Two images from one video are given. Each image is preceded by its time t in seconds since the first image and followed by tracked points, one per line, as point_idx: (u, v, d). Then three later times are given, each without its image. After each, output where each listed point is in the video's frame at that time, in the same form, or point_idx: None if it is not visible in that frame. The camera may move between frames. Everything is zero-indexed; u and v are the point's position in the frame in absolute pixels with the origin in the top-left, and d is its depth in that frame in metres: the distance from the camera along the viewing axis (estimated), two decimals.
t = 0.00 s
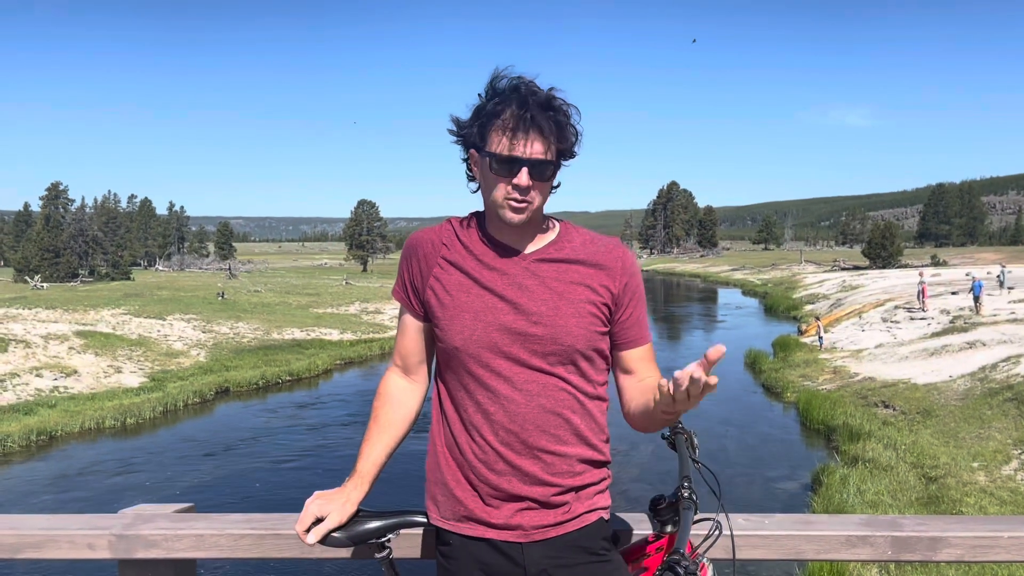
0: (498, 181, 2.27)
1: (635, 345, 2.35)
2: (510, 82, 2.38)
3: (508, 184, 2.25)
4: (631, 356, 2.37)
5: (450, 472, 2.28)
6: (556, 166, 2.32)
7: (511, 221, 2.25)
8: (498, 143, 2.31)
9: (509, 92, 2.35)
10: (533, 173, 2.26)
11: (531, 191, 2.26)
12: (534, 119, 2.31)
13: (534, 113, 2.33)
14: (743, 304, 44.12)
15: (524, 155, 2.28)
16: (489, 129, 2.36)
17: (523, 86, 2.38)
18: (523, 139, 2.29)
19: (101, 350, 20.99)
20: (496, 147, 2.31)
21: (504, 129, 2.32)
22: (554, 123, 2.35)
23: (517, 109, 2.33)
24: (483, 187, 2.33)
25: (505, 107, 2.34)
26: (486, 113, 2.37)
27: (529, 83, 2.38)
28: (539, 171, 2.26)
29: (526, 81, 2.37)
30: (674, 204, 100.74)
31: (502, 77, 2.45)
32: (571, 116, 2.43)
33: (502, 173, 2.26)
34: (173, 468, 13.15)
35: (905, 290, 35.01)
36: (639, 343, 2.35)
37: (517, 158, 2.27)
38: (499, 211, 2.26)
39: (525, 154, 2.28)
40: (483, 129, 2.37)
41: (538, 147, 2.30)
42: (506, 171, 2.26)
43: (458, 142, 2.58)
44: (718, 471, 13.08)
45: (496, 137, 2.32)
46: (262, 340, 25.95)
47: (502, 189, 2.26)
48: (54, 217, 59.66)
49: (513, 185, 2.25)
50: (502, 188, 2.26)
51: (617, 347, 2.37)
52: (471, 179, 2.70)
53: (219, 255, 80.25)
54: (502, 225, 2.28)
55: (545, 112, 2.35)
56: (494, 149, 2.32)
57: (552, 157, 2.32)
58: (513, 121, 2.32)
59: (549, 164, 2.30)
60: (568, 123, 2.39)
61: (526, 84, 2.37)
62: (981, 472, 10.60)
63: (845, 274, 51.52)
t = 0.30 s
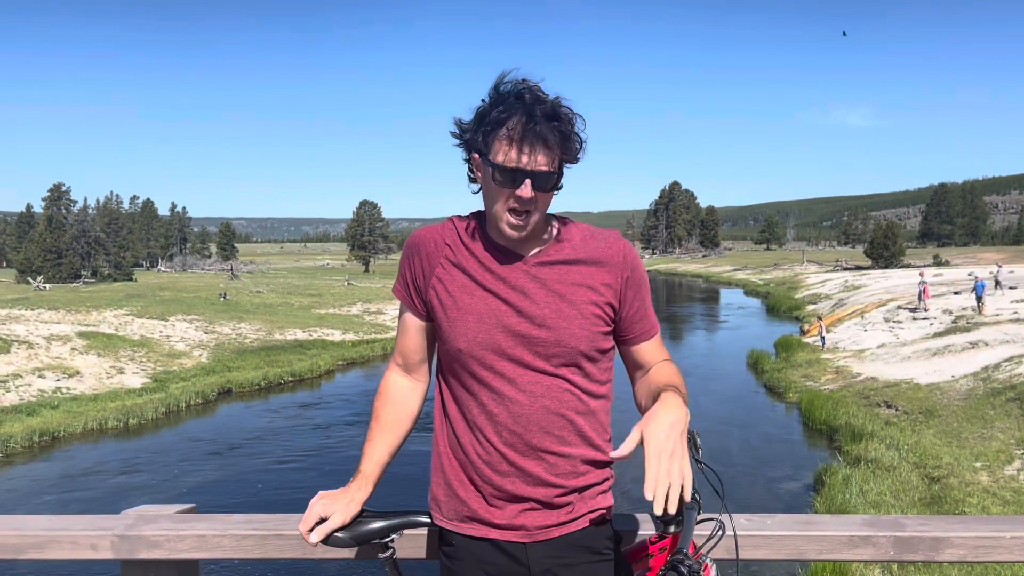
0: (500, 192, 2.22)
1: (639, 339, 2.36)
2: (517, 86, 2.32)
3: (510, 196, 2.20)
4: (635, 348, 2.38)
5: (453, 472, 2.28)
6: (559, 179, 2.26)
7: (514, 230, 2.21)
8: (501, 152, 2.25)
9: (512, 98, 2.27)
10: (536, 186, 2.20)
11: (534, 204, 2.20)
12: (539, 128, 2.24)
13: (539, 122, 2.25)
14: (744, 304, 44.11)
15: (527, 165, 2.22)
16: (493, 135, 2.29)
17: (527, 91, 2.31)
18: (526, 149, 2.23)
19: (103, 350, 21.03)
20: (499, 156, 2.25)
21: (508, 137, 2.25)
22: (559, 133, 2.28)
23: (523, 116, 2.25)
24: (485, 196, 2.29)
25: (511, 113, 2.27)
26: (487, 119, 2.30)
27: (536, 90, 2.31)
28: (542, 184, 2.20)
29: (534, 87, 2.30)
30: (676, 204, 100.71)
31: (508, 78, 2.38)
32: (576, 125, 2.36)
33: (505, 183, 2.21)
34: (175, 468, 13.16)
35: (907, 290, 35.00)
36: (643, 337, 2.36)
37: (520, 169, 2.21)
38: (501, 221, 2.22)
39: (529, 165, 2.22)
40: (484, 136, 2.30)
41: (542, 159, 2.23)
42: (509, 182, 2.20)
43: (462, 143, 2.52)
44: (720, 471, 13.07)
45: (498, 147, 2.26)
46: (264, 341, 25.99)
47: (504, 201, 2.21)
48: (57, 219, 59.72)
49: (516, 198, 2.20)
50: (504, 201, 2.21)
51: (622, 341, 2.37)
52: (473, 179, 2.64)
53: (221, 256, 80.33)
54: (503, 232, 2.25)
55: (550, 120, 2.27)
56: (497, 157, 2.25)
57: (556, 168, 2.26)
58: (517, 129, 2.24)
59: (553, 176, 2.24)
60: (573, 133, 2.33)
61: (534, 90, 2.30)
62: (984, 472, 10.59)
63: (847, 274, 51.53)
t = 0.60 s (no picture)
0: (501, 205, 2.20)
1: (647, 324, 2.36)
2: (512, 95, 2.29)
3: (513, 209, 2.19)
4: (646, 332, 2.38)
5: (456, 472, 2.28)
6: (559, 189, 2.24)
7: (516, 236, 2.20)
8: (499, 165, 2.22)
9: (507, 108, 2.24)
10: (537, 200, 2.19)
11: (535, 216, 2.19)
12: (536, 138, 2.21)
13: (536, 133, 2.22)
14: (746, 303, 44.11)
15: (527, 179, 2.19)
16: (488, 146, 2.25)
17: (519, 101, 2.28)
18: (525, 161, 2.20)
19: (105, 350, 21.05)
20: (498, 169, 2.22)
21: (506, 151, 2.22)
22: (557, 142, 2.26)
23: (519, 127, 2.22)
24: (486, 208, 2.26)
25: (506, 124, 2.23)
26: (483, 132, 2.26)
27: (530, 98, 2.28)
28: (543, 197, 2.19)
29: (528, 97, 2.28)
30: (678, 203, 100.65)
31: (499, 86, 2.35)
32: (571, 130, 2.34)
33: (505, 198, 2.19)
34: (176, 468, 13.17)
35: (909, 289, 34.98)
36: (649, 320, 2.36)
37: (521, 183, 2.18)
38: (502, 230, 2.21)
39: (529, 178, 2.19)
40: (480, 148, 2.26)
41: (541, 172, 2.21)
42: (510, 195, 2.18)
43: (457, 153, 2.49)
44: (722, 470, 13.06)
45: (494, 159, 2.22)
46: (266, 341, 26.03)
47: (505, 211, 2.20)
48: (59, 219, 59.80)
49: (518, 210, 2.18)
50: (507, 212, 2.19)
51: (627, 325, 2.38)
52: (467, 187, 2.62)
53: (223, 256, 80.44)
54: (504, 237, 2.24)
55: (547, 130, 2.25)
56: (495, 171, 2.22)
57: (555, 179, 2.24)
58: (515, 144, 2.21)
59: (552, 186, 2.22)
60: (570, 141, 2.31)
61: (528, 99, 2.27)
62: (986, 471, 10.58)
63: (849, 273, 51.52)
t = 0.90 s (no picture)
0: (513, 209, 2.20)
1: (649, 320, 2.35)
2: (521, 98, 2.30)
3: (525, 213, 2.19)
4: (649, 328, 2.36)
5: (459, 471, 2.28)
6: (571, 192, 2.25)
7: (526, 236, 2.20)
8: (510, 170, 2.21)
9: (517, 113, 2.24)
10: (551, 204, 2.19)
11: (546, 219, 2.20)
12: (549, 143, 2.22)
13: (547, 137, 2.23)
14: (748, 302, 44.09)
15: (541, 182, 2.19)
16: (498, 149, 2.23)
17: (528, 104, 2.28)
18: (539, 165, 2.19)
19: (107, 350, 21.08)
20: (509, 173, 2.20)
21: (519, 155, 2.20)
22: (568, 146, 2.27)
23: (532, 131, 2.22)
24: (494, 213, 2.26)
25: (517, 127, 2.22)
26: (493, 136, 2.25)
27: (541, 103, 2.30)
28: (556, 200, 2.20)
29: (539, 100, 2.29)
30: (679, 202, 100.57)
31: (507, 90, 2.35)
32: (579, 134, 2.36)
33: (517, 202, 2.18)
34: (178, 468, 13.17)
35: (910, 288, 34.98)
36: (651, 316, 2.34)
37: (534, 188, 2.17)
38: (512, 231, 2.22)
39: (542, 182, 2.19)
40: (489, 152, 2.26)
41: (554, 175, 2.21)
42: (521, 199, 2.18)
43: (464, 158, 2.49)
44: (724, 470, 13.05)
45: (505, 163, 2.21)
46: (268, 340, 26.06)
47: (516, 214, 2.19)
48: (60, 219, 59.88)
49: (531, 212, 2.18)
50: (518, 215, 2.19)
51: (630, 320, 2.37)
52: (471, 190, 2.61)
53: (224, 255, 80.44)
54: (513, 238, 2.23)
55: (558, 133, 2.26)
56: (506, 176, 2.21)
57: (568, 184, 2.25)
58: (526, 149, 2.21)
59: (563, 190, 2.22)
60: (579, 146, 2.33)
61: (538, 104, 2.28)
62: (989, 470, 10.56)
63: (850, 272, 51.52)
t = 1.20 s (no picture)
0: (512, 206, 2.20)
1: (646, 322, 2.36)
2: (520, 93, 2.30)
3: (525, 211, 2.19)
4: (646, 330, 2.37)
5: (460, 471, 2.28)
6: (570, 190, 2.25)
7: (527, 235, 2.20)
8: (510, 166, 2.20)
9: (517, 109, 2.23)
10: (550, 201, 2.19)
11: (545, 217, 2.20)
12: (549, 139, 2.21)
13: (547, 133, 2.22)
14: (749, 300, 44.09)
15: (540, 180, 2.19)
16: (497, 145, 2.24)
17: (528, 100, 2.27)
18: (537, 162, 2.19)
19: (108, 349, 21.09)
20: (508, 170, 2.20)
21: (518, 152, 2.21)
22: (568, 143, 2.27)
23: (531, 127, 2.21)
24: (494, 210, 2.26)
25: (517, 123, 2.22)
26: (493, 132, 2.25)
27: (540, 99, 2.30)
28: (554, 197, 2.20)
29: (539, 96, 2.29)
30: (679, 200, 100.47)
31: (505, 89, 2.34)
32: (579, 131, 2.36)
33: (517, 199, 2.18)
34: (180, 467, 13.18)
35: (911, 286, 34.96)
36: (650, 318, 2.35)
37: (533, 185, 2.17)
38: (512, 229, 2.21)
39: (542, 179, 2.19)
40: (490, 147, 2.25)
41: (553, 172, 2.21)
42: (521, 196, 2.18)
43: (464, 152, 2.49)
44: (725, 468, 13.04)
45: (504, 160, 2.21)
46: (269, 339, 26.07)
47: (516, 211, 2.19)
48: (61, 218, 59.88)
49: (531, 211, 2.18)
50: (518, 213, 2.19)
51: (630, 321, 2.37)
52: (470, 186, 2.61)
53: (225, 254, 80.42)
54: (513, 236, 2.23)
55: (558, 130, 2.25)
56: (505, 172, 2.21)
57: (567, 180, 2.24)
58: (526, 146, 2.20)
59: (563, 188, 2.22)
60: (579, 142, 2.33)
61: (537, 100, 2.28)
62: (989, 468, 10.56)
63: (851, 270, 51.48)
